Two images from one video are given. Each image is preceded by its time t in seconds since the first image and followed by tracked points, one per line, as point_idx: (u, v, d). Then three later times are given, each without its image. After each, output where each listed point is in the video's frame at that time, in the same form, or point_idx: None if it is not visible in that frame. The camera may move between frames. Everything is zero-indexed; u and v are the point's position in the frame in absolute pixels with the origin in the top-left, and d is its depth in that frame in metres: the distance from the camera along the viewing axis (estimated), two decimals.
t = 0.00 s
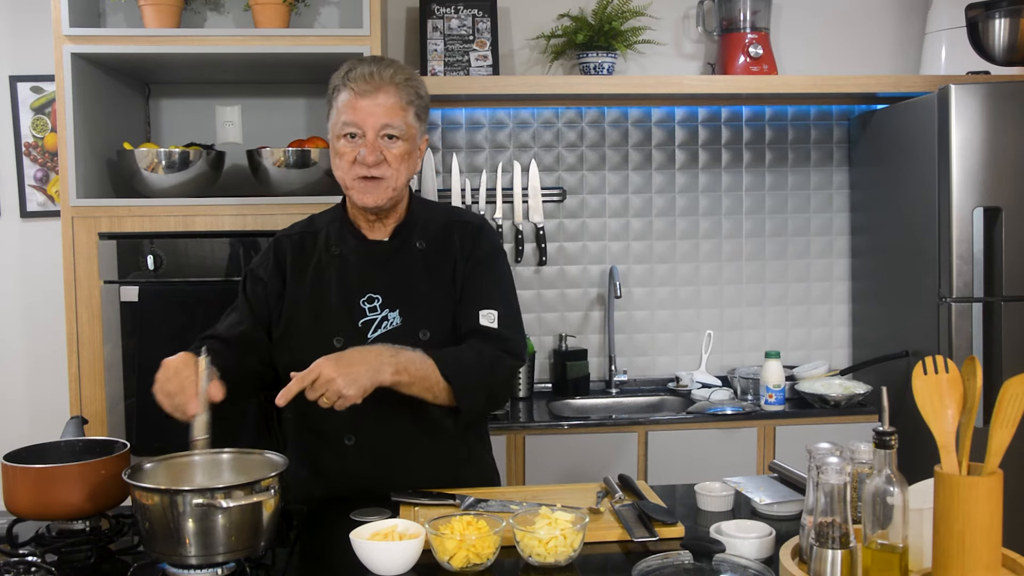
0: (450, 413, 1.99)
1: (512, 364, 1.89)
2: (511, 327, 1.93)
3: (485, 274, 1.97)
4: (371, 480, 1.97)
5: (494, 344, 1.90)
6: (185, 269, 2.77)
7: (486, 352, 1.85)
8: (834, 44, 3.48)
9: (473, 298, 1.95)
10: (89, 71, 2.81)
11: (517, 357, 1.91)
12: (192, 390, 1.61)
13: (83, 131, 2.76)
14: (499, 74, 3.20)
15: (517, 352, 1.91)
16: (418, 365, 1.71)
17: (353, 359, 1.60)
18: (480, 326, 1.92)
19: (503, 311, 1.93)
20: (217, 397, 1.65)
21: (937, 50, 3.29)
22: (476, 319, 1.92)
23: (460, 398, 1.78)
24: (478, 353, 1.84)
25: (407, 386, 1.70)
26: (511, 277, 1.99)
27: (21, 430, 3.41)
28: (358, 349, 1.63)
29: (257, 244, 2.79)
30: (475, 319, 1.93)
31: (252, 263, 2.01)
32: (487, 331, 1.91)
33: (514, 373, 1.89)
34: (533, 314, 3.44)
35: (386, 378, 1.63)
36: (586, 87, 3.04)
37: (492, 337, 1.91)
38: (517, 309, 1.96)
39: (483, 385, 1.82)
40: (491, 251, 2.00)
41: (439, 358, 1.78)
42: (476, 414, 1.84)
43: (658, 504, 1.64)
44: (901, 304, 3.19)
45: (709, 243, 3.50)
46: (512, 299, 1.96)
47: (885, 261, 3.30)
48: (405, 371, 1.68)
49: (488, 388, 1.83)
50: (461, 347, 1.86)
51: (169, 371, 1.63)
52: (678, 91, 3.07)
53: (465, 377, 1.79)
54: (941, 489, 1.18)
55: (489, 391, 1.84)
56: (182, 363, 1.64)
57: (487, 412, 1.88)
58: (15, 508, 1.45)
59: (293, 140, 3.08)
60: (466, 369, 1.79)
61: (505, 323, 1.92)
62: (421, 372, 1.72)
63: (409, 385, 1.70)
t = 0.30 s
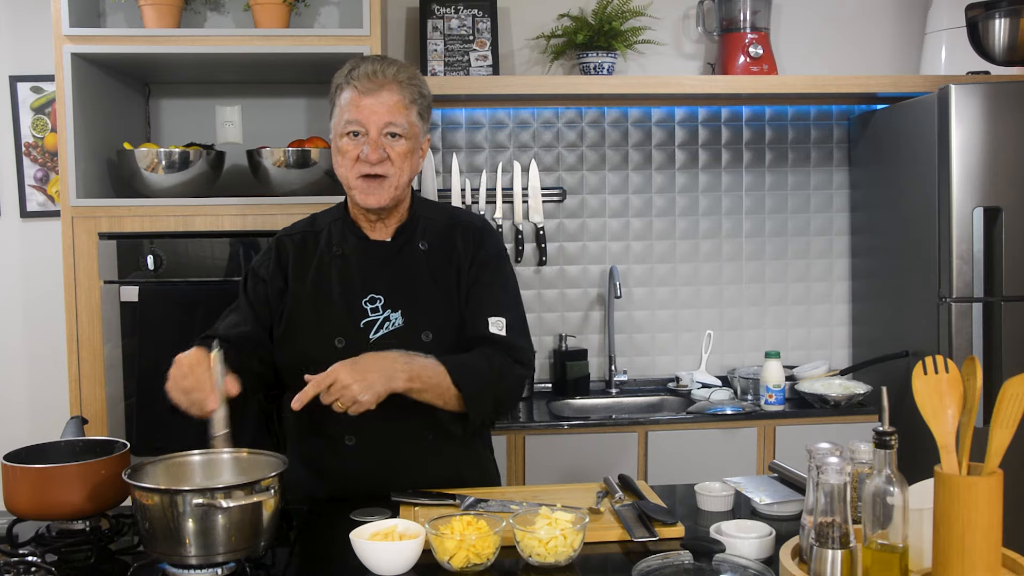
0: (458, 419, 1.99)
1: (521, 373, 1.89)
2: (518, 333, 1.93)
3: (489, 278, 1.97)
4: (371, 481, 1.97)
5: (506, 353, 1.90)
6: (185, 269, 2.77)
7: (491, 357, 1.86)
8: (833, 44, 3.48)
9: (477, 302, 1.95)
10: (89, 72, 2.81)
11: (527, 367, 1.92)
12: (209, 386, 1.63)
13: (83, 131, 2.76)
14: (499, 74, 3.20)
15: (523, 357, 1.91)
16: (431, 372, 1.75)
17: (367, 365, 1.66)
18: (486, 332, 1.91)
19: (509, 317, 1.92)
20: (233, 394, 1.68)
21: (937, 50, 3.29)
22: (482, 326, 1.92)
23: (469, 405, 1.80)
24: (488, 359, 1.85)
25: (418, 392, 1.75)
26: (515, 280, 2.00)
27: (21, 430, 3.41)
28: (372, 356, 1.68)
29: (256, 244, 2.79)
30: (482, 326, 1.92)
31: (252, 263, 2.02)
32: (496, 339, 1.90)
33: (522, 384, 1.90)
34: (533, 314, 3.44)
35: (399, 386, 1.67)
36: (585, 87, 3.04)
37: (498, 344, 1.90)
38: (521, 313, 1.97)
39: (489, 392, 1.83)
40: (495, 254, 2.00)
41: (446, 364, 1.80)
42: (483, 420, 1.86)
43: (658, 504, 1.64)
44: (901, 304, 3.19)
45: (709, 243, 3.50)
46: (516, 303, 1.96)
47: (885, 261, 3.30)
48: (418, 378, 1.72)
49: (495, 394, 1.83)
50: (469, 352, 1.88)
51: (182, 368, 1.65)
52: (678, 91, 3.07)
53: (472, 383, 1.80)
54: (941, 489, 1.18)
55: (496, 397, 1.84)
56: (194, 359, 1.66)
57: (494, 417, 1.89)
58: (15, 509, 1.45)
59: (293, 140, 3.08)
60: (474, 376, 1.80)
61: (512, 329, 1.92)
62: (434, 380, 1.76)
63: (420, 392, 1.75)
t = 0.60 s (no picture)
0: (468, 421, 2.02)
1: (541, 386, 1.96)
2: (534, 347, 1.99)
3: (499, 287, 2.02)
4: (370, 482, 1.97)
5: (524, 365, 1.96)
6: (185, 269, 2.77)
7: (514, 371, 1.93)
8: (833, 44, 3.48)
9: (492, 314, 2.00)
10: (90, 72, 2.81)
11: (545, 379, 1.98)
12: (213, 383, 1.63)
13: (83, 131, 2.76)
14: (499, 74, 3.20)
15: (540, 369, 1.97)
16: (461, 385, 1.82)
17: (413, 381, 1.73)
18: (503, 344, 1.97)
19: (526, 331, 1.99)
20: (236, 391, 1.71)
21: (937, 50, 3.29)
22: (503, 340, 1.97)
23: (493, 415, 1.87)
24: (510, 373, 1.91)
25: (449, 403, 1.83)
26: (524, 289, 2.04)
27: (21, 429, 3.41)
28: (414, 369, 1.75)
29: (256, 244, 2.79)
30: (503, 342, 1.98)
31: (252, 261, 2.01)
32: (516, 354, 1.96)
33: (541, 395, 1.96)
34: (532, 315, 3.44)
35: (435, 401, 1.76)
36: (585, 87, 3.04)
37: (512, 356, 1.96)
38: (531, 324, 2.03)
39: (512, 404, 1.89)
40: (502, 261, 2.04)
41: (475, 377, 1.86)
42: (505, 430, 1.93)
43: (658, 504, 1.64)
44: (901, 303, 3.19)
45: (709, 243, 3.50)
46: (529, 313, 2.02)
47: (885, 261, 3.30)
48: (451, 392, 1.81)
49: (517, 405, 1.90)
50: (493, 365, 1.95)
51: (187, 365, 1.64)
52: (678, 91, 3.07)
53: (495, 396, 1.87)
54: (941, 489, 1.18)
55: (518, 411, 1.91)
56: (199, 356, 1.65)
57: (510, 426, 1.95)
58: (15, 509, 1.45)
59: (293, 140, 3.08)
60: (500, 389, 1.88)
61: (527, 342, 1.98)
62: (464, 393, 1.84)
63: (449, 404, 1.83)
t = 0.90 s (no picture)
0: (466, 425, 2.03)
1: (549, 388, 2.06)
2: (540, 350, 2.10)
3: (506, 291, 2.09)
4: (370, 482, 1.97)
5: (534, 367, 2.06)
6: (185, 269, 2.77)
7: (528, 373, 2.02)
8: (833, 44, 3.48)
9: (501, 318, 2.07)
10: (90, 72, 2.81)
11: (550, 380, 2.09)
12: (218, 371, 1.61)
13: (83, 131, 2.76)
14: (499, 74, 3.20)
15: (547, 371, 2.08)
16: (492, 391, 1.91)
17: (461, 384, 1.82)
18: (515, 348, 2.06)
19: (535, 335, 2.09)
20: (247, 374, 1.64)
21: (937, 50, 3.29)
22: (515, 345, 2.07)
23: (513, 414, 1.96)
24: (527, 374, 2.01)
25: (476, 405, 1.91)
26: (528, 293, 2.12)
27: (21, 429, 3.41)
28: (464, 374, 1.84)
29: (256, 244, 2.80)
30: (518, 347, 2.07)
31: (249, 253, 1.99)
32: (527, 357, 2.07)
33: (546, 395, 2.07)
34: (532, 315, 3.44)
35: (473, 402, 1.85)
36: (585, 87, 3.04)
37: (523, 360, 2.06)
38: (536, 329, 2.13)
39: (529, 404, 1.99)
40: (506, 265, 2.09)
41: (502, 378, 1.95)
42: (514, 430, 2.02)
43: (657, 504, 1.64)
44: (901, 303, 3.19)
45: (709, 243, 3.50)
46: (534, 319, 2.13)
47: (885, 260, 3.30)
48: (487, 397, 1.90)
49: (531, 404, 2.00)
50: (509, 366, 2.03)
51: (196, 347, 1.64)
52: (678, 91, 3.07)
53: (517, 396, 1.96)
54: (941, 489, 1.18)
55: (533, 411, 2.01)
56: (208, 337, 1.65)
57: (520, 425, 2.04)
58: (15, 509, 1.45)
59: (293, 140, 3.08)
60: (522, 390, 1.97)
61: (536, 346, 2.09)
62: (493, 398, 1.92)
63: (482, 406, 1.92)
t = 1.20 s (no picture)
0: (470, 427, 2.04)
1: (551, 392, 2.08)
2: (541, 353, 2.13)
3: (512, 294, 2.11)
4: (372, 481, 1.97)
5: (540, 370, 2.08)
6: (185, 269, 2.77)
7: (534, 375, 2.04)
8: (833, 44, 3.48)
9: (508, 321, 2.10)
10: (89, 71, 2.81)
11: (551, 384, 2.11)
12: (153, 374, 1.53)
13: (82, 131, 2.76)
14: (499, 74, 3.20)
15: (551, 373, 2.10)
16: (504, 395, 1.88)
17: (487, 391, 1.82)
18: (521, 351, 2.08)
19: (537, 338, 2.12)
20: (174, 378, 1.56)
21: (937, 50, 3.29)
22: (521, 347, 2.09)
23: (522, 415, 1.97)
24: (534, 375, 2.02)
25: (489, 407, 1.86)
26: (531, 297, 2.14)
27: (20, 429, 3.41)
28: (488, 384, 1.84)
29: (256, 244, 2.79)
30: (522, 350, 2.09)
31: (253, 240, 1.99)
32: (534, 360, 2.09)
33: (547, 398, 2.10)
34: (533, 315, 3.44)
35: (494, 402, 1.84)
36: (585, 87, 3.04)
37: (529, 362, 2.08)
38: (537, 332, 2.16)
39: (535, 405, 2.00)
40: (512, 269, 2.11)
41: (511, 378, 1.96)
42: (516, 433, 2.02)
43: (658, 504, 1.64)
44: (901, 303, 3.19)
45: (709, 243, 3.50)
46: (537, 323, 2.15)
47: (885, 260, 3.30)
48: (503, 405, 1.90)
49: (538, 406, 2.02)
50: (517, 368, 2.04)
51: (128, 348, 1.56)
52: (678, 91, 3.07)
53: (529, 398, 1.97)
54: (940, 488, 1.18)
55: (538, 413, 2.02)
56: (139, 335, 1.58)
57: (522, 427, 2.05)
58: (15, 509, 1.45)
59: (292, 140, 3.08)
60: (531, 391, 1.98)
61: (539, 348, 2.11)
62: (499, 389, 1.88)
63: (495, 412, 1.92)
